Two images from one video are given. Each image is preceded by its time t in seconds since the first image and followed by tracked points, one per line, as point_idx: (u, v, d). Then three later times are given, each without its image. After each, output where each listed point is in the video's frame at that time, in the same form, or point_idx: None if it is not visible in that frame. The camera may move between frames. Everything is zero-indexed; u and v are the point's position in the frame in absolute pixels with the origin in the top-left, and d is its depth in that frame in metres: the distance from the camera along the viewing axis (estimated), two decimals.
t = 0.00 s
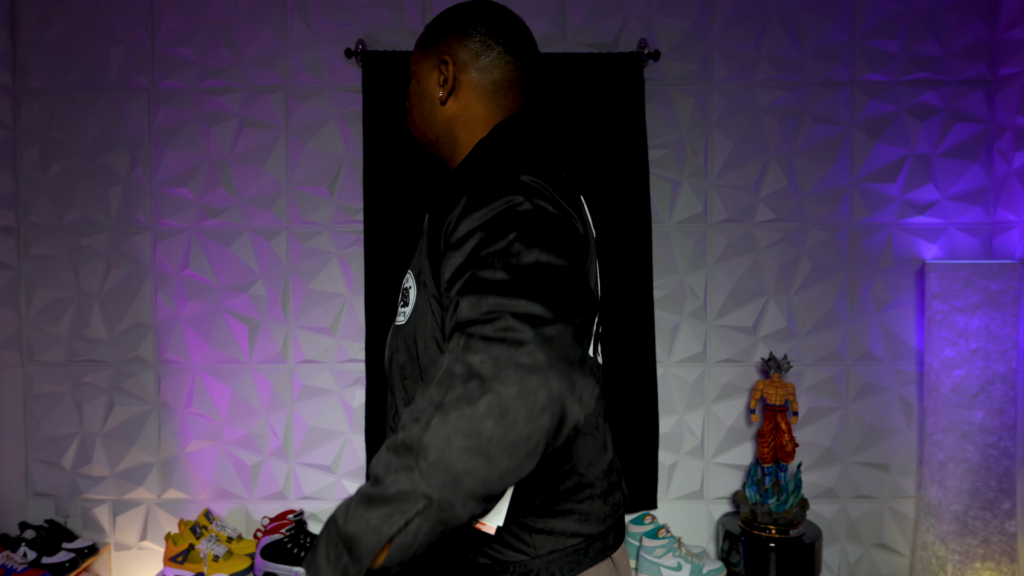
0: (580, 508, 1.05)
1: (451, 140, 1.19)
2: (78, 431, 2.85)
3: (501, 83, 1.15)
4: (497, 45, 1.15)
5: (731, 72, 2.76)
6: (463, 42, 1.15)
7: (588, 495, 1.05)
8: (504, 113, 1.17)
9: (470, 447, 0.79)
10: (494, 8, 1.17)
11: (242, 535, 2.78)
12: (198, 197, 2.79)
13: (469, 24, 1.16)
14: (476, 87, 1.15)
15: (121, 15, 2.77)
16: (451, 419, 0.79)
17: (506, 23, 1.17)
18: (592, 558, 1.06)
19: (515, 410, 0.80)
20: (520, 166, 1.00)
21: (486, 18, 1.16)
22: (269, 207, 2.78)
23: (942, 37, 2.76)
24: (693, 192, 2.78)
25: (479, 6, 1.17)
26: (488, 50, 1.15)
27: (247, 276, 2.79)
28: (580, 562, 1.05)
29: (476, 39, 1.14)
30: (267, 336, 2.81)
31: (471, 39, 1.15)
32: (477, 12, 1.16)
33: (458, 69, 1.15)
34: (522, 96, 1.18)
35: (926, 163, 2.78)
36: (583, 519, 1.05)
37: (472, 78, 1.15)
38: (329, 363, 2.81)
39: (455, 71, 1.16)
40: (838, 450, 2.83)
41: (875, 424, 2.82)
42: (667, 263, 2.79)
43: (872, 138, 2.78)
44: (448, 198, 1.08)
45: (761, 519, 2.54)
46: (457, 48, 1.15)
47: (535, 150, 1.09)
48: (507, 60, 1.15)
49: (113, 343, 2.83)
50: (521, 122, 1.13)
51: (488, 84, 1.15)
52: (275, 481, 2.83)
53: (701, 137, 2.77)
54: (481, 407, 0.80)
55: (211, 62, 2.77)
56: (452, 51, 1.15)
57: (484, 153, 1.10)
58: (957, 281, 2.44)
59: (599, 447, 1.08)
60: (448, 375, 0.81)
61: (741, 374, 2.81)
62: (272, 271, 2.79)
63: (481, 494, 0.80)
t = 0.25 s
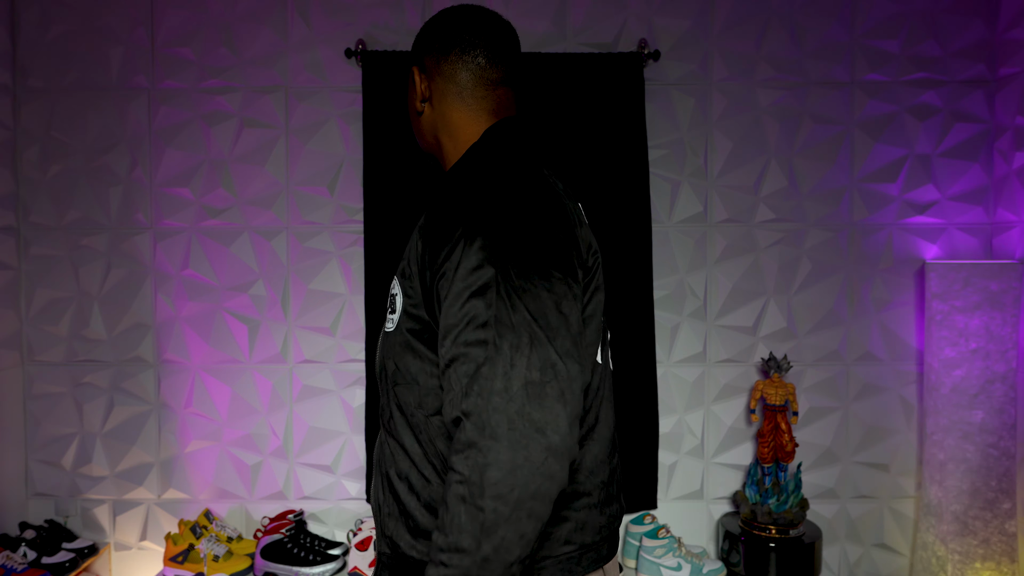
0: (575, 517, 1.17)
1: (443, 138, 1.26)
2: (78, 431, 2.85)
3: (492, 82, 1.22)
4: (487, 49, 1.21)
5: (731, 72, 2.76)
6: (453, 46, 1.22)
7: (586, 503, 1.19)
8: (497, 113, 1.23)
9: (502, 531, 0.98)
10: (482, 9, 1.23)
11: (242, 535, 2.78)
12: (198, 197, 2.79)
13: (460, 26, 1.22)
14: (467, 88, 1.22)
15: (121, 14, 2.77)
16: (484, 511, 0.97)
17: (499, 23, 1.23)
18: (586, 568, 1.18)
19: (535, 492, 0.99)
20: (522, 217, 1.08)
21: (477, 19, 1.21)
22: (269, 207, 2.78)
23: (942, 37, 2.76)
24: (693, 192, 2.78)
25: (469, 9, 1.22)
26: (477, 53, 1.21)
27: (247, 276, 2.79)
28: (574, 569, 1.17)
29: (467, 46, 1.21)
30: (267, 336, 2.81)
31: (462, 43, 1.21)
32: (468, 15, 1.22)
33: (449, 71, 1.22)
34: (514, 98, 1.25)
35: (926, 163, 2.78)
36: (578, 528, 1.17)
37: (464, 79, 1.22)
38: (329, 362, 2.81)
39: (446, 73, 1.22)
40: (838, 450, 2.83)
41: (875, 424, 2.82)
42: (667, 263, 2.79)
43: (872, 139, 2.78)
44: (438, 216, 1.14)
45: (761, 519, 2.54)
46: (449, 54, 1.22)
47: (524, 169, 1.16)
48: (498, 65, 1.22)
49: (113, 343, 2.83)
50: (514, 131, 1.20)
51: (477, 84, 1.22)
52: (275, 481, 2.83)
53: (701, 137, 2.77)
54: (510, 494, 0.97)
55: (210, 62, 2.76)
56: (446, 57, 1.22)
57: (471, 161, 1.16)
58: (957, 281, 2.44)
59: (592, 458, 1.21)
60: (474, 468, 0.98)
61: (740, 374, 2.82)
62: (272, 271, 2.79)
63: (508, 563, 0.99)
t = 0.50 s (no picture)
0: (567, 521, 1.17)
1: (441, 139, 1.27)
2: (78, 431, 2.85)
3: (489, 81, 1.22)
4: (484, 48, 1.21)
5: (731, 72, 2.76)
6: (450, 45, 1.22)
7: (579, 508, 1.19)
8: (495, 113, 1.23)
9: (500, 533, 0.99)
10: (479, 9, 1.23)
11: (242, 535, 2.78)
12: (198, 197, 2.79)
13: (456, 26, 1.22)
14: (465, 88, 1.22)
15: (121, 15, 2.77)
16: (485, 509, 0.98)
17: (496, 22, 1.23)
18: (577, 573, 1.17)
19: (537, 494, 0.99)
20: (518, 216, 1.08)
21: (474, 19, 1.21)
22: (269, 207, 2.78)
23: (942, 37, 2.76)
24: (693, 192, 2.78)
25: (466, 9, 1.23)
26: (474, 52, 1.21)
27: (247, 276, 2.79)
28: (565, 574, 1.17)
29: (464, 46, 1.21)
30: (267, 337, 2.81)
31: (459, 43, 1.21)
32: (465, 15, 1.22)
33: (446, 71, 1.22)
34: (513, 97, 1.25)
35: (926, 163, 2.78)
36: (570, 533, 1.18)
37: (461, 79, 1.22)
38: (329, 363, 2.81)
39: (443, 73, 1.23)
40: (838, 450, 2.83)
41: (875, 424, 2.82)
42: (667, 263, 2.79)
43: (872, 139, 2.78)
44: (437, 216, 1.14)
45: (761, 519, 2.54)
46: (446, 54, 1.22)
47: (520, 168, 1.16)
48: (495, 64, 1.22)
49: (113, 343, 2.83)
50: (513, 130, 1.19)
51: (474, 83, 1.22)
52: (275, 481, 2.83)
53: (701, 137, 2.77)
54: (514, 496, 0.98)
55: (211, 62, 2.77)
56: (442, 56, 1.22)
57: (467, 161, 1.17)
58: (957, 281, 2.44)
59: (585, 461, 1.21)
60: (473, 467, 0.98)
61: (740, 374, 2.81)
62: (272, 271, 2.79)
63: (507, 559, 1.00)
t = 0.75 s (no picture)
0: (568, 527, 1.22)
1: (450, 135, 1.28)
2: (78, 431, 2.85)
3: (503, 81, 1.24)
4: (499, 48, 1.23)
5: (731, 72, 2.76)
6: (466, 43, 1.23)
7: (578, 515, 1.23)
8: (506, 112, 1.25)
9: (404, 523, 1.03)
10: (496, 8, 1.25)
11: (242, 535, 2.78)
12: (198, 197, 2.79)
13: (473, 23, 1.23)
14: (477, 87, 1.24)
15: (121, 15, 2.77)
16: (390, 495, 1.03)
17: (513, 23, 1.25)
18: None
19: (451, 500, 1.02)
20: (509, 225, 1.09)
21: (492, 18, 1.24)
22: (269, 207, 2.78)
23: (942, 37, 2.76)
24: (692, 192, 2.78)
25: (484, 8, 1.25)
26: (489, 51, 1.23)
27: (247, 276, 2.79)
28: None
29: (479, 44, 1.23)
30: (267, 337, 2.81)
31: (474, 41, 1.23)
32: (481, 15, 1.24)
33: (461, 68, 1.24)
34: (525, 98, 1.27)
35: (926, 163, 2.78)
36: (569, 538, 1.22)
37: (475, 77, 1.23)
38: (329, 363, 2.81)
39: (456, 70, 1.24)
40: (838, 450, 2.83)
41: (875, 424, 2.82)
42: (666, 263, 2.79)
43: (872, 139, 2.78)
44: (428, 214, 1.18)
45: (761, 519, 2.54)
46: (461, 51, 1.24)
47: (520, 177, 1.17)
48: (509, 65, 1.24)
49: (113, 344, 2.83)
50: (522, 133, 1.21)
51: (488, 83, 1.23)
52: (275, 481, 2.83)
53: (701, 137, 2.77)
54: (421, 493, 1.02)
55: (211, 62, 2.77)
56: (457, 53, 1.24)
57: (477, 164, 1.17)
58: (956, 281, 2.44)
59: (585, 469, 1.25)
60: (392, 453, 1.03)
61: (740, 374, 2.82)
62: (272, 271, 2.79)
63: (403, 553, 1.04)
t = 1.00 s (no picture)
0: (583, 525, 1.23)
1: (459, 135, 1.27)
2: (78, 431, 2.85)
3: (511, 79, 1.24)
4: (507, 46, 1.23)
5: (731, 72, 2.76)
6: (473, 41, 1.23)
7: (593, 513, 1.24)
8: (516, 111, 1.25)
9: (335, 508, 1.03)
10: (505, 7, 1.25)
11: (242, 535, 2.78)
12: (198, 197, 2.79)
13: (482, 21, 1.23)
14: (485, 85, 1.24)
15: (121, 15, 2.77)
16: (328, 478, 1.03)
17: (521, 22, 1.26)
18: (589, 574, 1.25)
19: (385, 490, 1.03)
20: (494, 224, 1.09)
21: (499, 16, 1.24)
22: (269, 207, 2.78)
23: (942, 37, 2.76)
24: (692, 192, 2.78)
25: (492, 6, 1.25)
26: (497, 48, 1.23)
27: (247, 276, 2.79)
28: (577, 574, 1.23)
29: (488, 41, 1.23)
30: (267, 337, 2.81)
31: (482, 38, 1.23)
32: (489, 12, 1.24)
33: (468, 66, 1.23)
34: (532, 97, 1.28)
35: (926, 163, 2.78)
36: (584, 535, 1.23)
37: (483, 76, 1.23)
38: (329, 363, 2.81)
39: (464, 68, 1.24)
40: (838, 450, 2.83)
41: (875, 424, 2.82)
42: (667, 263, 2.79)
43: (872, 139, 2.78)
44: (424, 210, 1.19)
45: (761, 519, 2.54)
46: (468, 49, 1.23)
47: (513, 180, 1.16)
48: (517, 64, 1.24)
49: (113, 344, 2.83)
50: (530, 133, 1.22)
51: (496, 81, 1.23)
52: (275, 481, 2.83)
53: (701, 137, 2.77)
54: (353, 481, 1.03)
55: (211, 62, 2.77)
56: (464, 52, 1.24)
57: (484, 164, 1.17)
58: (956, 281, 2.44)
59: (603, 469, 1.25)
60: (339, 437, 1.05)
61: (740, 374, 2.82)
62: (272, 271, 2.79)
63: (335, 544, 1.04)
